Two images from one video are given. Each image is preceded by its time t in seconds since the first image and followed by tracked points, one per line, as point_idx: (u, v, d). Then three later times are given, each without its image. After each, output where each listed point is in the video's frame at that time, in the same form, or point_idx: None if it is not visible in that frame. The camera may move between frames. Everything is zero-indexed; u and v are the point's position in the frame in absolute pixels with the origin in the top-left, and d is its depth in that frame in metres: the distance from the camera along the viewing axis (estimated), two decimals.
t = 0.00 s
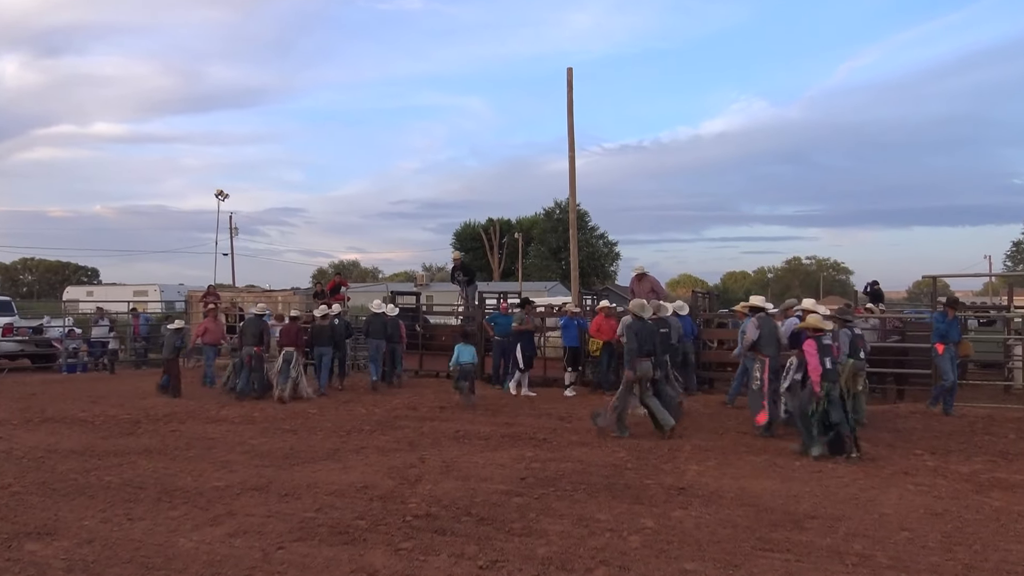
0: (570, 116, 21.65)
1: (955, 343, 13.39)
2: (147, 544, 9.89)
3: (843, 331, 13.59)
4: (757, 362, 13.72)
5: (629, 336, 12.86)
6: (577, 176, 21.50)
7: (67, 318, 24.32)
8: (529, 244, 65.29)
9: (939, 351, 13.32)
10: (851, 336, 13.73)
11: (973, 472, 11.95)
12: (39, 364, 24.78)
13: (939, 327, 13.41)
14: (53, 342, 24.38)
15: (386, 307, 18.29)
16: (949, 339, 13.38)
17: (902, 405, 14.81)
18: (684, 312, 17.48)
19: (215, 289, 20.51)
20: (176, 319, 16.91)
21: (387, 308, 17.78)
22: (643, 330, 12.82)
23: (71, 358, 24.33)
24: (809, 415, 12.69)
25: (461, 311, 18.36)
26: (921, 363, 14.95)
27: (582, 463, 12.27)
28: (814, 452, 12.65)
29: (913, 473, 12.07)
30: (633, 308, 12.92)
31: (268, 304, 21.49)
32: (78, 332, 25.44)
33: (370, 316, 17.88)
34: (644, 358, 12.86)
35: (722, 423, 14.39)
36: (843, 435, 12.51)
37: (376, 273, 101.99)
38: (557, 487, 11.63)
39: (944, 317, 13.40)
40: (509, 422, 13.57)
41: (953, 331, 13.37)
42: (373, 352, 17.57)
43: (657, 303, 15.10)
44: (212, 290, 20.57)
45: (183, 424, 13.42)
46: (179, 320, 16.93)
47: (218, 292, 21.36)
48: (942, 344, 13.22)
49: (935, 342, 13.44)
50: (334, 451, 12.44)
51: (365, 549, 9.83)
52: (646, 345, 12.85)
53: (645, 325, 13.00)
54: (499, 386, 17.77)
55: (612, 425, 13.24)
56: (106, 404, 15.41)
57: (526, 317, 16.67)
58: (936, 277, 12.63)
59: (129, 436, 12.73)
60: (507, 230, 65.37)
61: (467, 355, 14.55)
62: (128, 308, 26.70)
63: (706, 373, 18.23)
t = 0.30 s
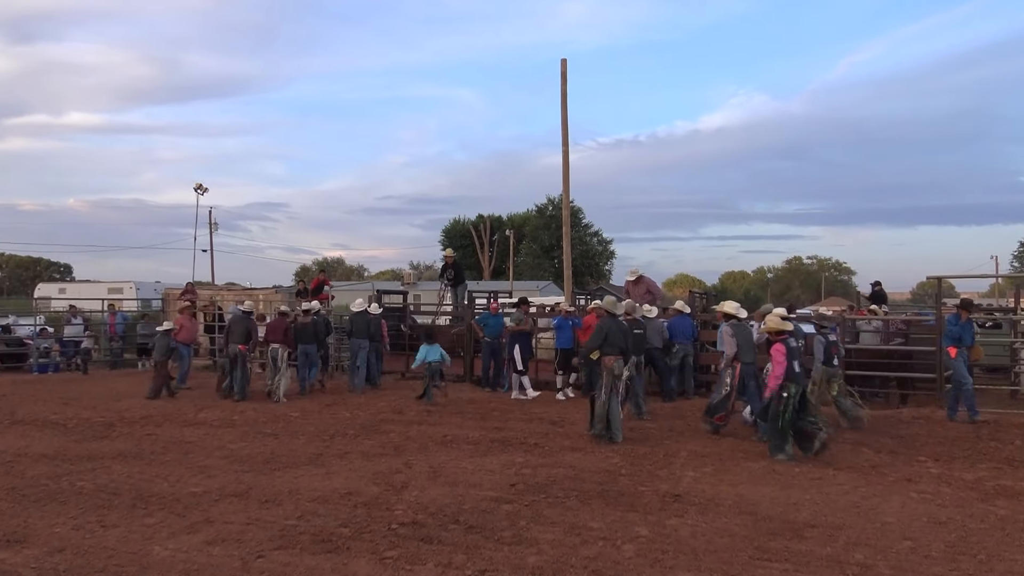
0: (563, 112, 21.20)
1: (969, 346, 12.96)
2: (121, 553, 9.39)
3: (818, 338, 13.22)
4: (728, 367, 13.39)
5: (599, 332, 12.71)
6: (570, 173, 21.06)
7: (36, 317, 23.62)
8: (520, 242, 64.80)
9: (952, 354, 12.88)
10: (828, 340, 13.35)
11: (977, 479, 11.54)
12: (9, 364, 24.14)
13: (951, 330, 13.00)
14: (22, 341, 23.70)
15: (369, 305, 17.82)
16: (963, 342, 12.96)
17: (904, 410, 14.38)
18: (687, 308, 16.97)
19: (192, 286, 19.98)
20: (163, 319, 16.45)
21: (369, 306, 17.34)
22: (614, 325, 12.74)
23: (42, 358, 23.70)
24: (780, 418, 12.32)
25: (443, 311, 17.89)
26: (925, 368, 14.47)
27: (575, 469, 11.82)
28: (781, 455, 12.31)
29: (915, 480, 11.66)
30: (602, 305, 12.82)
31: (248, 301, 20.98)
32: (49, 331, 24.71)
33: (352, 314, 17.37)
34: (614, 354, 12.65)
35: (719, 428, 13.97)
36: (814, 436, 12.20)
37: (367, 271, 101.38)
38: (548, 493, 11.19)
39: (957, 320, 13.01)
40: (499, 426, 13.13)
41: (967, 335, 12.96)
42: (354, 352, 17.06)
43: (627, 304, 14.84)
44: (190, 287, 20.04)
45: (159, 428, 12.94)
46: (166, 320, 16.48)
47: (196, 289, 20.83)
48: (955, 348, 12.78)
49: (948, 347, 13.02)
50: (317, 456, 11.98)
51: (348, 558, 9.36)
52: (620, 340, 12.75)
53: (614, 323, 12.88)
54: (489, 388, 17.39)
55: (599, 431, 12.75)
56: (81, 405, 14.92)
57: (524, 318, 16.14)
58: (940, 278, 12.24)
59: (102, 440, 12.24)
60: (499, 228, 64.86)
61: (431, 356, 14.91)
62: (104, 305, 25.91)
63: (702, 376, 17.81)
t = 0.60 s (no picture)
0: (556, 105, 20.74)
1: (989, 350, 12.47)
2: (96, 560, 8.93)
3: (797, 334, 13.06)
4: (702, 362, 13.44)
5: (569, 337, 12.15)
6: (565, 168, 20.60)
7: (8, 316, 22.96)
8: (513, 238, 64.26)
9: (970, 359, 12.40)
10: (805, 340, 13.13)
11: (985, 485, 11.13)
12: None
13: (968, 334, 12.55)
14: None
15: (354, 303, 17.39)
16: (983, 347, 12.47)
17: (909, 414, 13.93)
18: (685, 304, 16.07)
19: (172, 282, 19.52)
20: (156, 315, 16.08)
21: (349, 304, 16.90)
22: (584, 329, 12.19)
23: (15, 358, 23.07)
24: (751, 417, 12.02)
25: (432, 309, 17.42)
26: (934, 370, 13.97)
27: (569, 474, 11.39)
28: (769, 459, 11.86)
29: (921, 486, 11.24)
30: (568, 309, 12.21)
31: (229, 298, 20.47)
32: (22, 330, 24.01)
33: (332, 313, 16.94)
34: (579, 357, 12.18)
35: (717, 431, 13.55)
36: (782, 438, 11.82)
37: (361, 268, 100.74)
38: (541, 499, 10.77)
39: (974, 323, 12.56)
40: (490, 429, 12.70)
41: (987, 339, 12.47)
42: (338, 352, 16.74)
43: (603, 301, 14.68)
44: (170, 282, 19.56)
45: (136, 431, 12.48)
46: (161, 316, 16.09)
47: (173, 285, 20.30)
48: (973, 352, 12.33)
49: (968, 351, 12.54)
50: (301, 460, 11.53)
51: (333, 565, 8.92)
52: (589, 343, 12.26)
53: (582, 324, 12.35)
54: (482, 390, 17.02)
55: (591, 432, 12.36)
56: (58, 406, 14.45)
57: (525, 319, 15.29)
58: (946, 277, 11.95)
59: (78, 444, 11.78)
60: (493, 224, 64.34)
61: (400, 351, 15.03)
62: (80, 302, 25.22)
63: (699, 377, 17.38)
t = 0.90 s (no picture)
0: (551, 98, 20.33)
1: (1011, 348, 12.11)
2: (73, 569, 8.50)
3: (778, 332, 12.64)
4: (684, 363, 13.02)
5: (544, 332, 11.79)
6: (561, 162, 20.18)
7: None
8: (507, 232, 63.77)
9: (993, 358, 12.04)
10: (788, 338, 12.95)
11: (996, 488, 10.73)
12: None
13: (987, 331, 12.18)
14: None
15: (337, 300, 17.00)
16: (1005, 344, 12.10)
17: (917, 414, 13.54)
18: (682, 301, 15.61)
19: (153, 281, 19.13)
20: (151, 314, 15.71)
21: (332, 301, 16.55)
22: (558, 324, 11.89)
23: None
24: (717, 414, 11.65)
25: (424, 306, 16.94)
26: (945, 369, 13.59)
27: (566, 478, 10.97)
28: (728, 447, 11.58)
29: (930, 489, 10.84)
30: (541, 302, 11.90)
31: (213, 296, 19.97)
32: None
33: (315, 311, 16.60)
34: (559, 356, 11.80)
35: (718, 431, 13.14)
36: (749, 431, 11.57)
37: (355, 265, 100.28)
38: (537, 503, 10.37)
39: (992, 320, 12.19)
40: (484, 432, 12.29)
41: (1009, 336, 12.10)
42: (324, 351, 16.39)
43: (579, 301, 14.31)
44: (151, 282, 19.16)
45: (116, 435, 12.05)
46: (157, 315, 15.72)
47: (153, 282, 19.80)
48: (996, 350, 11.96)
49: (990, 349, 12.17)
50: (288, 464, 11.12)
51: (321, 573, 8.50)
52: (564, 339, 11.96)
53: (556, 319, 12.03)
54: (477, 390, 16.59)
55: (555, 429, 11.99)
56: (38, 409, 14.01)
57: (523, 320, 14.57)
58: (956, 272, 11.60)
59: (55, 449, 11.34)
60: (488, 219, 63.91)
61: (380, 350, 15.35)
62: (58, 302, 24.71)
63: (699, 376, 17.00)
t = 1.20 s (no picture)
0: (545, 87, 19.86)
1: None
2: None
3: (760, 326, 12.36)
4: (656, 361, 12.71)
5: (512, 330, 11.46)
6: (556, 154, 19.72)
7: None
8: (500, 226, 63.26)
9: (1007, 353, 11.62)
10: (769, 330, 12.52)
11: (1008, 490, 10.30)
12: None
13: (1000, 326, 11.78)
14: None
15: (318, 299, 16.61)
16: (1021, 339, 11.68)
17: (925, 413, 13.09)
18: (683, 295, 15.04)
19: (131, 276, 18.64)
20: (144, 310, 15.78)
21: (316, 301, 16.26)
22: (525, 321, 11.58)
23: None
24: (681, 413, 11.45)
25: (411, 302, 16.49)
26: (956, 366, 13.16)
27: (561, 481, 10.54)
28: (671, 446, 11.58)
29: (939, 491, 10.41)
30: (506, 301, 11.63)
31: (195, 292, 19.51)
32: None
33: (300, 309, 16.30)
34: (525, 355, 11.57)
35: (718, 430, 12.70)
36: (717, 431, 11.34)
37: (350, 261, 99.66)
38: (531, 507, 9.94)
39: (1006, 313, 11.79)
40: (476, 433, 11.85)
41: None
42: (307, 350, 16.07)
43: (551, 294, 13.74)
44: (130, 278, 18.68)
45: (92, 437, 11.60)
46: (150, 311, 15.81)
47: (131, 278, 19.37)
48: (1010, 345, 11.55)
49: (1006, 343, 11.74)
50: (272, 467, 10.68)
51: None
52: (531, 337, 11.63)
53: (520, 319, 11.77)
54: (472, 389, 16.16)
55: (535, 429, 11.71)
56: (15, 410, 13.56)
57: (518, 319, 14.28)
58: (967, 267, 11.10)
59: (29, 452, 10.89)
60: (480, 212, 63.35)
61: (355, 344, 15.70)
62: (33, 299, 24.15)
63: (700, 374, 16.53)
